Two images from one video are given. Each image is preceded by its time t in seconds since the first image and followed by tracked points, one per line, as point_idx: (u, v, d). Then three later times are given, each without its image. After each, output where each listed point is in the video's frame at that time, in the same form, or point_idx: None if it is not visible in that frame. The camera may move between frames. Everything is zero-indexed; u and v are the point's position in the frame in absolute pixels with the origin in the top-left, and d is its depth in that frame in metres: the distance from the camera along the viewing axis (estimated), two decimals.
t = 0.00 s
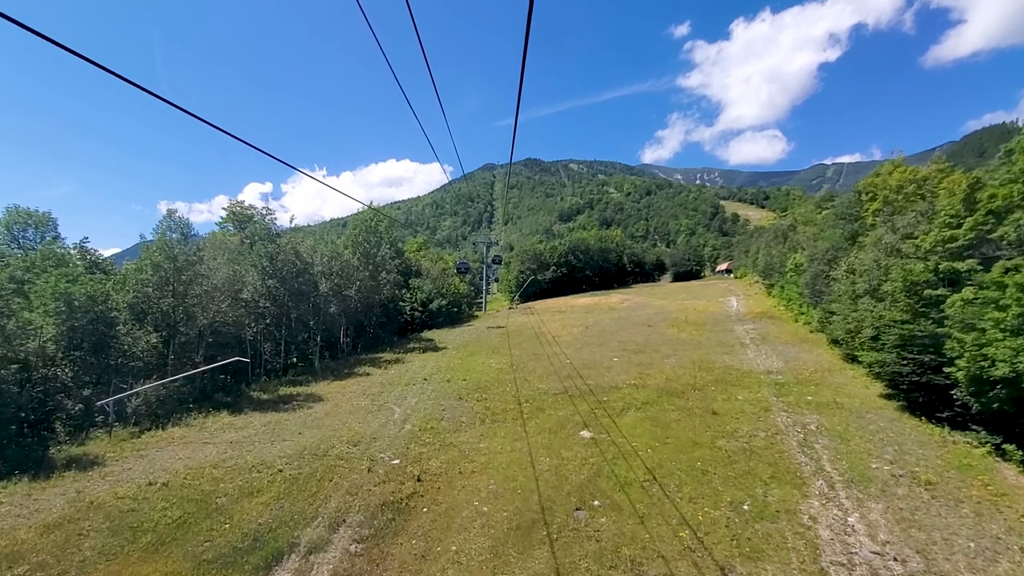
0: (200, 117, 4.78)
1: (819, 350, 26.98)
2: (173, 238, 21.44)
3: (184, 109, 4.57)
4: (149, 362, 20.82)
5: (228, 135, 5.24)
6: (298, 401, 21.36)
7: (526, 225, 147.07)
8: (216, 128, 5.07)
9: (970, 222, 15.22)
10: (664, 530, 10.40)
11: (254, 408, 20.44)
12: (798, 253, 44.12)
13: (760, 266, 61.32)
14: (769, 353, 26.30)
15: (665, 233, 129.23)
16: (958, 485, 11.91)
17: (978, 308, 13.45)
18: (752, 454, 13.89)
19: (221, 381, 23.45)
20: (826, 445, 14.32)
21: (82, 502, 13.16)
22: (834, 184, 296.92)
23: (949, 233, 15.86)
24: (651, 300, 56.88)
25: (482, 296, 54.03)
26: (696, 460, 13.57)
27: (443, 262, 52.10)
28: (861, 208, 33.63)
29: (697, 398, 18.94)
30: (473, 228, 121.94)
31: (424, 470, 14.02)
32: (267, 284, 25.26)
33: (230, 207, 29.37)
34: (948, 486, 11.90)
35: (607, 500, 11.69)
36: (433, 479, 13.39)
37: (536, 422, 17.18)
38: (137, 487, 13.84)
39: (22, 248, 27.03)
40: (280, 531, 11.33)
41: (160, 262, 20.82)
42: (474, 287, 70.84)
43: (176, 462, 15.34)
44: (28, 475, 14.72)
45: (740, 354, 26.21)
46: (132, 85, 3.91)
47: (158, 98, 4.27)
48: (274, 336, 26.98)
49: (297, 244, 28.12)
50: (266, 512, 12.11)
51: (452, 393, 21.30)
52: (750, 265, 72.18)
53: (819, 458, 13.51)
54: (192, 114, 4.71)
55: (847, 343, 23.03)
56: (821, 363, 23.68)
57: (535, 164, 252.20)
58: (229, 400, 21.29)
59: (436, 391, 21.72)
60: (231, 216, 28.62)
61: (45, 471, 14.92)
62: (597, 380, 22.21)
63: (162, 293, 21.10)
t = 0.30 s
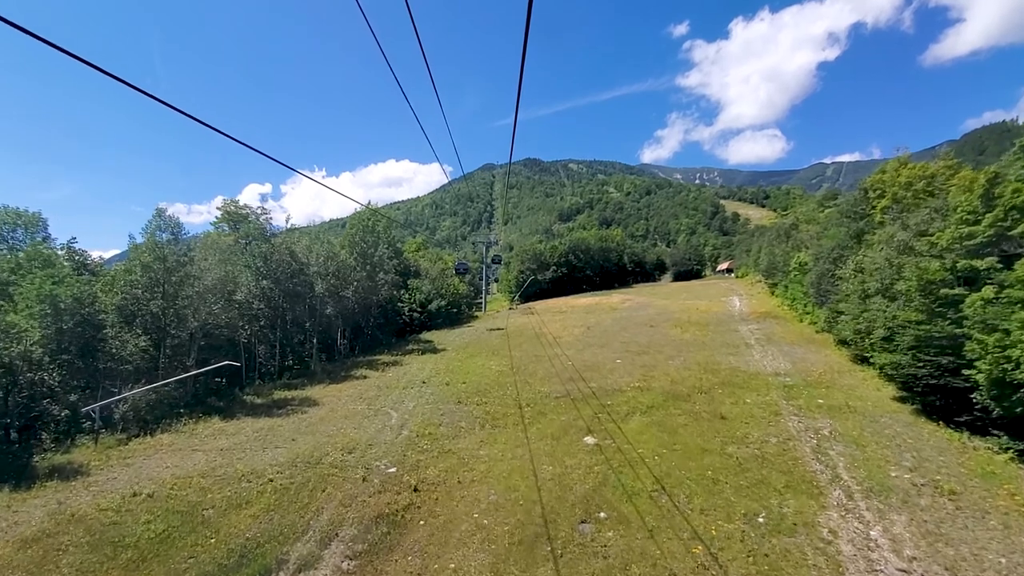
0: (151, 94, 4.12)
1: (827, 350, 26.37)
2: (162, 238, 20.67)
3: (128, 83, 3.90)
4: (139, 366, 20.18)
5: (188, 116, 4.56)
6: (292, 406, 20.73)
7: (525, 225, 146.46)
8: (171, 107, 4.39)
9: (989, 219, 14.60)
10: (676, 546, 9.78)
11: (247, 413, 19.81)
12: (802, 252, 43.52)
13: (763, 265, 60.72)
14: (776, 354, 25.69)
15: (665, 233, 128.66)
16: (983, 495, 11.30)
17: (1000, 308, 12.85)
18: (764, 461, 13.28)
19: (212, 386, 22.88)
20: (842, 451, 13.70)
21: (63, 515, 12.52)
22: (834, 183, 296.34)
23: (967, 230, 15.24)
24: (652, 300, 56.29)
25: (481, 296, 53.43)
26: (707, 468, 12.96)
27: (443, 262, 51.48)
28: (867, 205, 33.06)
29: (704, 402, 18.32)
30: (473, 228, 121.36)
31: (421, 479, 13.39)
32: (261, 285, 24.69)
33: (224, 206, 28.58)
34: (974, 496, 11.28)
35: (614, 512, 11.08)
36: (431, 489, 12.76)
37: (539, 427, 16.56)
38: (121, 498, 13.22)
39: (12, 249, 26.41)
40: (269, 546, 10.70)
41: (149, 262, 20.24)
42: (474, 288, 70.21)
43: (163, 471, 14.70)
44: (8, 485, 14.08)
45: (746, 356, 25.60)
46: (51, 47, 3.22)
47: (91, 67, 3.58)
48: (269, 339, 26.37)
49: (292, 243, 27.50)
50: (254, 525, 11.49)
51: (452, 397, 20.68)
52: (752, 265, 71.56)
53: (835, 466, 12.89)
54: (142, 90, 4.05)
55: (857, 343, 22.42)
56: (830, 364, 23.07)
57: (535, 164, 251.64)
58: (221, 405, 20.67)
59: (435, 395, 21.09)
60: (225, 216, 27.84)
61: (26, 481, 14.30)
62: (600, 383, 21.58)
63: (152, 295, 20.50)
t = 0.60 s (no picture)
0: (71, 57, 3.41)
1: (835, 351, 25.78)
2: (153, 237, 20.12)
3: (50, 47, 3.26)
4: (128, 370, 19.60)
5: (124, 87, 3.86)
6: (286, 410, 20.12)
7: (526, 225, 145.81)
8: (100, 75, 3.68)
9: (1011, 215, 13.98)
10: (688, 562, 9.18)
11: (240, 418, 19.23)
12: (806, 251, 42.88)
13: (766, 265, 60.06)
14: (783, 356, 25.07)
15: (666, 232, 128.09)
16: (1012, 506, 10.69)
17: None
18: (778, 469, 12.67)
19: (205, 390, 22.34)
20: (858, 459, 13.09)
21: (41, 528, 11.90)
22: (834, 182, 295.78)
23: (987, 227, 14.65)
24: (654, 300, 55.68)
25: (481, 297, 52.84)
26: (718, 477, 12.34)
27: (442, 262, 50.94)
28: (874, 203, 32.46)
29: (712, 405, 17.72)
30: (473, 228, 120.77)
31: (418, 488, 12.78)
32: (256, 286, 24.16)
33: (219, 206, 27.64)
34: (1002, 507, 10.65)
35: (621, 525, 10.47)
36: (429, 500, 12.14)
37: (541, 433, 15.93)
38: (104, 509, 12.62)
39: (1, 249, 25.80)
40: (256, 562, 10.09)
41: (138, 262, 19.68)
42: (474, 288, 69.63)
43: (150, 480, 14.08)
44: None
45: (753, 357, 25.00)
46: None
47: None
48: (264, 340, 25.79)
49: (287, 242, 26.88)
50: (242, 539, 10.88)
51: (451, 400, 20.08)
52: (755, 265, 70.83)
53: (853, 475, 12.26)
54: (70, 58, 3.42)
55: (867, 344, 21.80)
56: (840, 366, 22.48)
57: (535, 164, 250.99)
58: (213, 409, 20.08)
59: (434, 399, 20.48)
60: (220, 216, 27.12)
61: (6, 490, 13.69)
62: (604, 385, 20.98)
63: (142, 296, 19.94)
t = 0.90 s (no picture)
0: None
1: (843, 353, 25.17)
2: (142, 238, 19.37)
3: None
4: (115, 374, 19.01)
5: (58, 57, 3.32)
6: (279, 415, 19.50)
7: (526, 225, 145.18)
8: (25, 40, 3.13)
9: None
10: None
11: (231, 423, 18.61)
12: (810, 251, 42.22)
13: (768, 265, 59.41)
14: (790, 358, 24.47)
15: (665, 232, 127.55)
16: None
17: None
18: (792, 479, 12.07)
19: (196, 393, 21.79)
20: (876, 468, 12.48)
21: (17, 542, 11.28)
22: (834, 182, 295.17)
23: (1008, 225, 14.00)
24: (656, 301, 55.07)
25: (481, 297, 52.23)
26: (729, 488, 11.73)
27: (441, 262, 50.40)
28: (881, 202, 31.85)
29: (719, 410, 17.11)
30: (473, 229, 120.14)
31: (414, 500, 12.16)
32: (249, 286, 23.48)
33: (215, 207, 27.01)
34: None
35: (628, 541, 9.85)
36: (426, 512, 11.52)
37: (543, 440, 15.31)
38: (84, 522, 12.00)
39: None
40: None
41: (126, 262, 19.04)
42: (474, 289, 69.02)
43: (134, 489, 13.46)
44: None
45: (759, 359, 24.40)
46: None
47: None
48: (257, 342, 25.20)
49: (282, 241, 26.27)
50: (227, 555, 10.25)
51: (449, 405, 19.45)
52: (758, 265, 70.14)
53: (872, 486, 11.64)
54: None
55: (878, 346, 21.20)
56: (849, 368, 21.86)
57: (535, 164, 250.31)
58: (205, 414, 19.48)
59: (432, 403, 19.84)
60: (216, 215, 26.51)
61: None
62: (607, 389, 20.35)
63: (130, 297, 19.24)
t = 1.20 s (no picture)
0: None
1: (852, 355, 24.53)
2: (132, 236, 18.57)
3: None
4: (103, 378, 18.48)
5: None
6: (272, 419, 18.89)
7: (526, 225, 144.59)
8: None
9: None
10: None
11: (223, 428, 18.00)
12: (815, 251, 41.65)
13: (771, 265, 58.74)
14: (798, 360, 23.86)
15: (665, 232, 126.95)
16: None
17: None
18: (808, 491, 11.45)
19: (187, 396, 21.35)
20: (896, 479, 11.87)
21: None
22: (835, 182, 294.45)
23: None
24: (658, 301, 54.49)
25: (481, 298, 51.63)
26: (743, 500, 11.11)
27: (440, 262, 49.88)
28: (889, 201, 31.21)
29: (728, 416, 16.48)
30: (473, 228, 119.49)
31: (410, 511, 11.55)
32: (243, 285, 22.98)
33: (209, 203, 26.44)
34: None
35: (637, 559, 9.23)
36: (422, 526, 10.92)
37: (545, 447, 14.68)
38: (63, 534, 11.41)
39: None
40: None
41: (114, 262, 18.25)
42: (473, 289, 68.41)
43: (117, 500, 12.84)
44: None
45: (766, 362, 23.78)
46: None
47: None
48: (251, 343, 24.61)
49: (277, 240, 25.65)
50: (211, 572, 9.65)
51: (448, 409, 18.81)
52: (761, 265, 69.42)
53: (893, 498, 11.01)
54: None
55: (889, 349, 20.57)
56: (860, 371, 21.23)
57: (535, 164, 249.83)
58: (196, 418, 18.90)
59: (430, 407, 19.24)
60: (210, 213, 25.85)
61: None
62: (611, 392, 19.73)
63: (119, 297, 18.51)
